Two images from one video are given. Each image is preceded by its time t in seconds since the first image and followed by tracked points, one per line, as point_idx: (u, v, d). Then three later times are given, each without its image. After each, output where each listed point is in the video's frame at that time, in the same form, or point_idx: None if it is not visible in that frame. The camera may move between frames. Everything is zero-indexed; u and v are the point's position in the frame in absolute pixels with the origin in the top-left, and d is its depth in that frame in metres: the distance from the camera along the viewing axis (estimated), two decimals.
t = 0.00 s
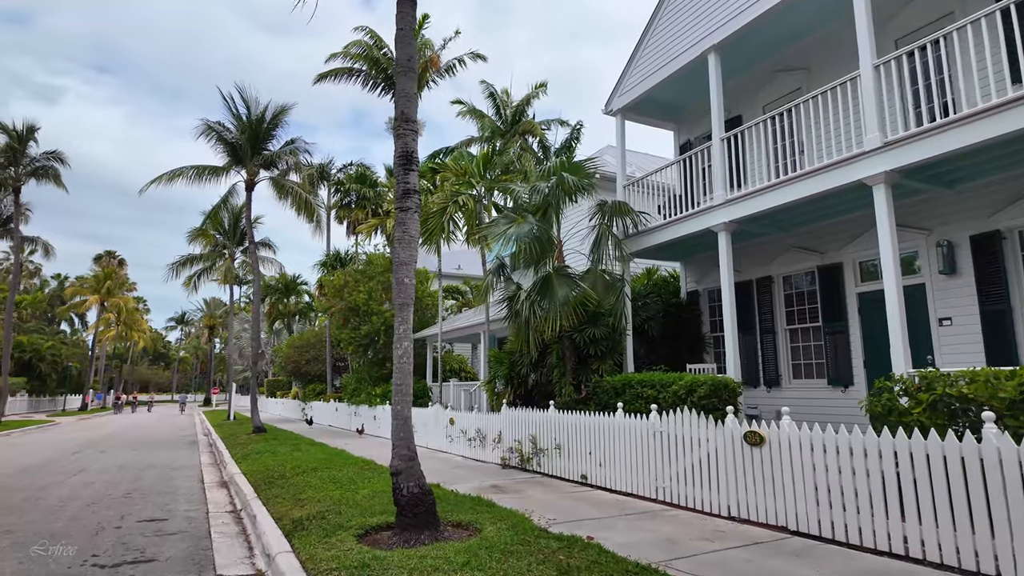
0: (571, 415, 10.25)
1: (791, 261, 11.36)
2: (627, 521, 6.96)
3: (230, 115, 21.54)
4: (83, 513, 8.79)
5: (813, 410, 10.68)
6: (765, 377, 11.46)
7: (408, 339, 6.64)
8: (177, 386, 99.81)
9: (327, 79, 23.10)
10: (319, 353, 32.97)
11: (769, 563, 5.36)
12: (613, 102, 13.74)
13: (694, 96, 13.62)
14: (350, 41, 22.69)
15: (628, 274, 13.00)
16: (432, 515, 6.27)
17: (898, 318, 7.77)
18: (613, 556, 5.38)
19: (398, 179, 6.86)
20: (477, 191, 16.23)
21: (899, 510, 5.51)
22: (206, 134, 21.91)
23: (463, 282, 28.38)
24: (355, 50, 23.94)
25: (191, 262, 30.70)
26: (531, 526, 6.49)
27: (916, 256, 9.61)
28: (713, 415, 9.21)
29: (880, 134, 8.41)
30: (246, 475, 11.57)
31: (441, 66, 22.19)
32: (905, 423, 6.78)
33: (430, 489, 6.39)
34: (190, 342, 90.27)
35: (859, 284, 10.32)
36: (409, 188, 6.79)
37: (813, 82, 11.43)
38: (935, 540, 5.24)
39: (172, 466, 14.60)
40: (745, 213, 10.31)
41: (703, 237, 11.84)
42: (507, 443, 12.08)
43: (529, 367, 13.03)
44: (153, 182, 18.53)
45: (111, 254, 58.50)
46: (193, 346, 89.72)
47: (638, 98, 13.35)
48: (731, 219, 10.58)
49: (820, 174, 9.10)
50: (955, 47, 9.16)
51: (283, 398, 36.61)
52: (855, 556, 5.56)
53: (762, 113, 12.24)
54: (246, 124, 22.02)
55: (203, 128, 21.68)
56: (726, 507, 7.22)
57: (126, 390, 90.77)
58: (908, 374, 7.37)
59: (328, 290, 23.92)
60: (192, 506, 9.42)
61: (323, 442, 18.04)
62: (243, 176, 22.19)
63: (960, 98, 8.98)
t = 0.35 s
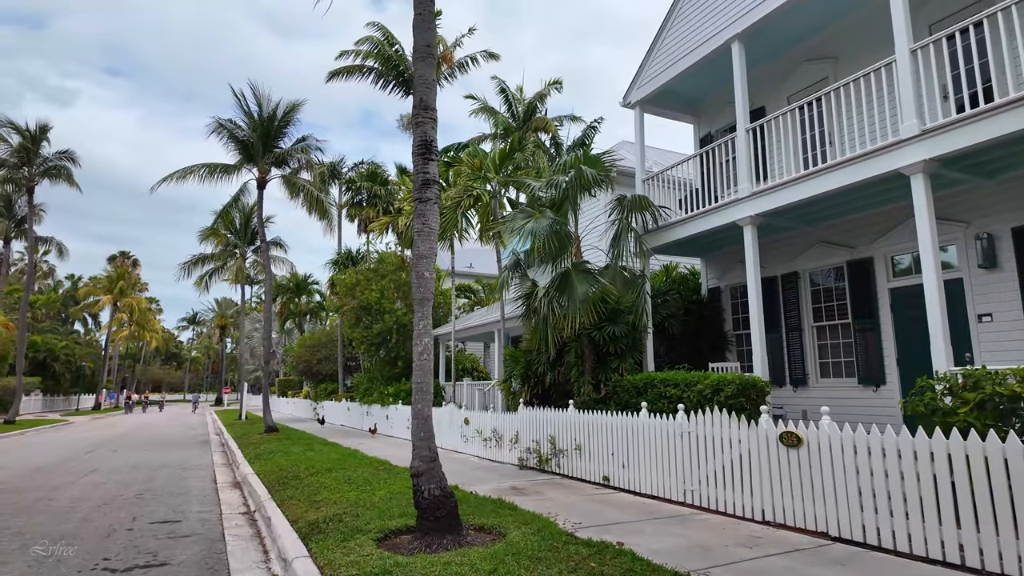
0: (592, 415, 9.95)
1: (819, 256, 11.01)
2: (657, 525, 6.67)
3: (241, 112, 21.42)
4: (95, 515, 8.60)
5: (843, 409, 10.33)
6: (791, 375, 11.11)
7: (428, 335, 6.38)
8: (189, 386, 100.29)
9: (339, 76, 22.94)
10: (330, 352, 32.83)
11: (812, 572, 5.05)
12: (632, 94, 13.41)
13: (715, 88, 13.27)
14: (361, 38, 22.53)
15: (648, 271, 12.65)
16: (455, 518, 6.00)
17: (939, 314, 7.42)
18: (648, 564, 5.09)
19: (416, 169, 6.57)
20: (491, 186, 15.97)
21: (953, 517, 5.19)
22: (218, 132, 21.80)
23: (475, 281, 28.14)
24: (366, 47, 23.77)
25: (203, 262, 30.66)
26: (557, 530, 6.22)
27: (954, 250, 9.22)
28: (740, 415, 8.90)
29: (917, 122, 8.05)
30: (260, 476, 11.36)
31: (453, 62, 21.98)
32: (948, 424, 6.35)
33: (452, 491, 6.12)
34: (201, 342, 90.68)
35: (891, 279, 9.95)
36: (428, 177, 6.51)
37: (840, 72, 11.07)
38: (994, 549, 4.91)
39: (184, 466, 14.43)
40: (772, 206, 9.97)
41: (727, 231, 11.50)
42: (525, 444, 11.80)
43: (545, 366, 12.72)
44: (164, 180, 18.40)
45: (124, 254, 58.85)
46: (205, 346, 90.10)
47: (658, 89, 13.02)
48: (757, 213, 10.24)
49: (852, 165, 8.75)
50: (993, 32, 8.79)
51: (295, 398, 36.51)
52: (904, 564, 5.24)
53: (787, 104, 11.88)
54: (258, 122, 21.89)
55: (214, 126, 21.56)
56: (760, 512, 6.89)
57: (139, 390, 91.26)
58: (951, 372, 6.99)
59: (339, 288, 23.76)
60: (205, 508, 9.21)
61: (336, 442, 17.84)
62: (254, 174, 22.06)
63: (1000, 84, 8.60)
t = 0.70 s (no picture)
0: (613, 417, 9.63)
1: (847, 252, 10.64)
2: (688, 534, 6.36)
3: (251, 110, 21.24)
4: (104, 518, 8.39)
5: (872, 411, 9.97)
6: (817, 375, 10.76)
7: (448, 333, 6.09)
8: (199, 386, 100.68)
9: (349, 74, 22.73)
10: (340, 352, 32.65)
11: None
12: (650, 86, 13.08)
13: (736, 79, 12.92)
14: (371, 34, 22.33)
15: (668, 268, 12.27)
16: (477, 526, 5.70)
17: (983, 311, 7.05)
18: None
19: (435, 160, 6.26)
20: (506, 182, 15.69)
21: (1015, 528, 4.83)
22: (228, 130, 21.63)
23: (485, 280, 27.87)
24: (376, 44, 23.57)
25: (212, 261, 30.59)
26: (585, 539, 5.92)
27: (993, 244, 8.84)
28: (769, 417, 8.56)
29: (957, 110, 7.67)
30: (272, 478, 11.14)
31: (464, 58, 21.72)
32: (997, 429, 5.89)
33: (474, 497, 5.83)
34: (211, 342, 91.00)
35: (924, 275, 9.57)
36: (448, 168, 6.20)
37: (869, 62, 10.72)
38: None
39: (195, 466, 14.24)
40: (799, 200, 9.61)
41: (750, 226, 11.15)
42: (541, 446, 11.48)
43: (561, 366, 12.36)
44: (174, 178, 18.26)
45: (135, 254, 59.06)
46: (215, 346, 90.37)
47: (678, 82, 12.68)
48: (784, 207, 9.88)
49: (887, 155, 8.37)
50: None
51: (305, 397, 36.38)
52: None
53: (812, 95, 11.53)
54: (267, 119, 21.69)
55: (224, 123, 21.40)
56: (797, 519, 6.54)
57: (150, 389, 91.70)
58: (998, 372, 6.62)
59: (350, 287, 23.56)
60: (216, 511, 8.99)
61: (347, 443, 17.62)
62: (264, 172, 21.89)
63: None
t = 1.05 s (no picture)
0: (631, 416, 9.33)
1: (873, 245, 10.30)
2: (717, 539, 6.07)
3: (259, 107, 21.05)
4: (110, 520, 8.19)
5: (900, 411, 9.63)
6: (842, 373, 10.44)
7: (465, 328, 5.81)
8: (208, 386, 100.95)
9: (356, 71, 22.50)
10: (348, 351, 32.47)
11: None
12: (666, 77, 12.77)
13: (755, 69, 12.57)
14: (379, 30, 22.10)
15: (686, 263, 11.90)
16: (497, 530, 5.43)
17: None
18: None
19: (451, 147, 5.98)
20: (517, 177, 15.38)
21: None
22: (235, 127, 21.46)
23: (495, 278, 27.61)
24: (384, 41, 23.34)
25: (221, 260, 30.50)
26: (610, 544, 5.64)
27: None
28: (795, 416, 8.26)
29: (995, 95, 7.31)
30: (281, 478, 10.92)
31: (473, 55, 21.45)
32: None
33: (494, 500, 5.55)
34: (219, 341, 91.20)
35: (956, 269, 9.21)
36: (464, 156, 5.91)
37: (895, 50, 10.38)
38: None
39: (203, 467, 14.05)
40: (825, 191, 9.27)
41: (771, 220, 10.81)
42: (556, 446, 11.17)
43: (575, 364, 12.00)
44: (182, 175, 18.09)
45: (144, 254, 59.18)
46: (223, 346, 90.57)
47: (695, 72, 12.34)
48: (808, 198, 9.54)
49: (919, 143, 8.01)
50: None
51: (313, 397, 36.23)
52: None
53: (835, 84, 11.19)
54: (275, 116, 21.50)
55: (231, 120, 21.22)
56: (831, 523, 6.21)
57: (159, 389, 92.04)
58: None
59: (359, 285, 23.36)
60: (225, 513, 8.76)
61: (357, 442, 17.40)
62: (272, 170, 21.71)
63: None
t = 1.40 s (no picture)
0: (651, 417, 9.00)
1: (902, 239, 9.92)
2: (748, 548, 5.75)
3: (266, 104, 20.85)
4: (115, 524, 7.95)
5: (931, 412, 9.25)
6: (868, 372, 10.08)
7: (483, 325, 5.53)
8: (217, 385, 101.27)
9: (364, 68, 22.23)
10: (357, 351, 32.27)
11: None
12: (683, 68, 12.42)
13: (775, 59, 12.19)
14: (387, 26, 21.83)
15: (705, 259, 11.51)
16: (518, 539, 5.12)
17: None
18: None
19: (467, 135, 5.67)
20: (529, 172, 15.01)
21: None
22: (243, 124, 21.27)
23: (504, 276, 27.35)
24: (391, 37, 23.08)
25: (229, 260, 30.38)
26: (638, 554, 5.33)
27: None
28: (824, 416, 7.93)
29: None
30: (290, 480, 10.67)
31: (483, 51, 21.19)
32: None
33: (514, 508, 5.24)
34: (228, 341, 91.42)
35: (990, 264, 8.82)
36: (481, 144, 5.60)
37: (924, 35, 10.00)
38: None
39: (211, 467, 13.85)
40: (853, 182, 8.91)
41: (794, 214, 10.45)
42: (571, 448, 10.86)
43: (590, 364, 11.63)
44: (189, 173, 17.90)
45: (152, 254, 59.36)
46: (232, 346, 90.76)
47: (713, 62, 11.99)
48: (835, 190, 9.18)
49: (956, 130, 7.64)
50: None
51: (322, 396, 36.08)
52: None
53: (861, 73, 10.81)
54: (283, 113, 21.28)
55: (238, 117, 21.02)
56: (870, 531, 5.87)
57: (168, 388, 92.39)
58: None
59: (367, 284, 23.13)
60: (233, 517, 8.51)
61: (367, 443, 17.17)
62: (280, 167, 21.53)
63: None
